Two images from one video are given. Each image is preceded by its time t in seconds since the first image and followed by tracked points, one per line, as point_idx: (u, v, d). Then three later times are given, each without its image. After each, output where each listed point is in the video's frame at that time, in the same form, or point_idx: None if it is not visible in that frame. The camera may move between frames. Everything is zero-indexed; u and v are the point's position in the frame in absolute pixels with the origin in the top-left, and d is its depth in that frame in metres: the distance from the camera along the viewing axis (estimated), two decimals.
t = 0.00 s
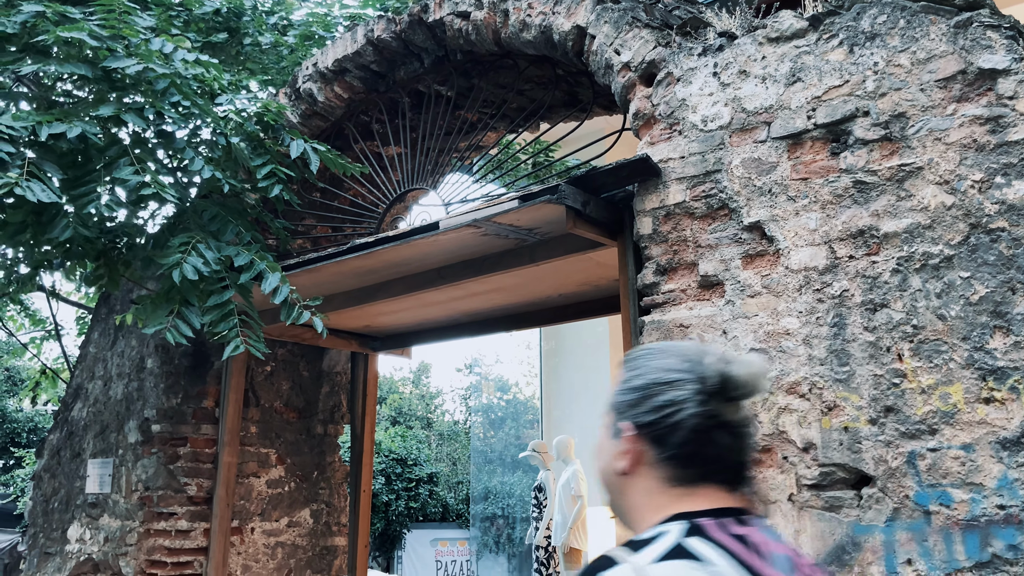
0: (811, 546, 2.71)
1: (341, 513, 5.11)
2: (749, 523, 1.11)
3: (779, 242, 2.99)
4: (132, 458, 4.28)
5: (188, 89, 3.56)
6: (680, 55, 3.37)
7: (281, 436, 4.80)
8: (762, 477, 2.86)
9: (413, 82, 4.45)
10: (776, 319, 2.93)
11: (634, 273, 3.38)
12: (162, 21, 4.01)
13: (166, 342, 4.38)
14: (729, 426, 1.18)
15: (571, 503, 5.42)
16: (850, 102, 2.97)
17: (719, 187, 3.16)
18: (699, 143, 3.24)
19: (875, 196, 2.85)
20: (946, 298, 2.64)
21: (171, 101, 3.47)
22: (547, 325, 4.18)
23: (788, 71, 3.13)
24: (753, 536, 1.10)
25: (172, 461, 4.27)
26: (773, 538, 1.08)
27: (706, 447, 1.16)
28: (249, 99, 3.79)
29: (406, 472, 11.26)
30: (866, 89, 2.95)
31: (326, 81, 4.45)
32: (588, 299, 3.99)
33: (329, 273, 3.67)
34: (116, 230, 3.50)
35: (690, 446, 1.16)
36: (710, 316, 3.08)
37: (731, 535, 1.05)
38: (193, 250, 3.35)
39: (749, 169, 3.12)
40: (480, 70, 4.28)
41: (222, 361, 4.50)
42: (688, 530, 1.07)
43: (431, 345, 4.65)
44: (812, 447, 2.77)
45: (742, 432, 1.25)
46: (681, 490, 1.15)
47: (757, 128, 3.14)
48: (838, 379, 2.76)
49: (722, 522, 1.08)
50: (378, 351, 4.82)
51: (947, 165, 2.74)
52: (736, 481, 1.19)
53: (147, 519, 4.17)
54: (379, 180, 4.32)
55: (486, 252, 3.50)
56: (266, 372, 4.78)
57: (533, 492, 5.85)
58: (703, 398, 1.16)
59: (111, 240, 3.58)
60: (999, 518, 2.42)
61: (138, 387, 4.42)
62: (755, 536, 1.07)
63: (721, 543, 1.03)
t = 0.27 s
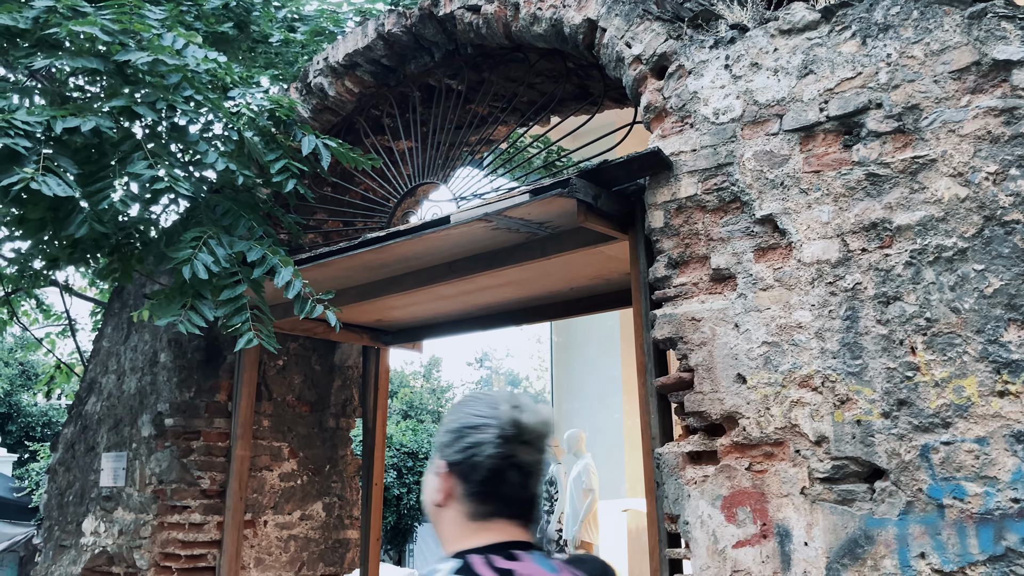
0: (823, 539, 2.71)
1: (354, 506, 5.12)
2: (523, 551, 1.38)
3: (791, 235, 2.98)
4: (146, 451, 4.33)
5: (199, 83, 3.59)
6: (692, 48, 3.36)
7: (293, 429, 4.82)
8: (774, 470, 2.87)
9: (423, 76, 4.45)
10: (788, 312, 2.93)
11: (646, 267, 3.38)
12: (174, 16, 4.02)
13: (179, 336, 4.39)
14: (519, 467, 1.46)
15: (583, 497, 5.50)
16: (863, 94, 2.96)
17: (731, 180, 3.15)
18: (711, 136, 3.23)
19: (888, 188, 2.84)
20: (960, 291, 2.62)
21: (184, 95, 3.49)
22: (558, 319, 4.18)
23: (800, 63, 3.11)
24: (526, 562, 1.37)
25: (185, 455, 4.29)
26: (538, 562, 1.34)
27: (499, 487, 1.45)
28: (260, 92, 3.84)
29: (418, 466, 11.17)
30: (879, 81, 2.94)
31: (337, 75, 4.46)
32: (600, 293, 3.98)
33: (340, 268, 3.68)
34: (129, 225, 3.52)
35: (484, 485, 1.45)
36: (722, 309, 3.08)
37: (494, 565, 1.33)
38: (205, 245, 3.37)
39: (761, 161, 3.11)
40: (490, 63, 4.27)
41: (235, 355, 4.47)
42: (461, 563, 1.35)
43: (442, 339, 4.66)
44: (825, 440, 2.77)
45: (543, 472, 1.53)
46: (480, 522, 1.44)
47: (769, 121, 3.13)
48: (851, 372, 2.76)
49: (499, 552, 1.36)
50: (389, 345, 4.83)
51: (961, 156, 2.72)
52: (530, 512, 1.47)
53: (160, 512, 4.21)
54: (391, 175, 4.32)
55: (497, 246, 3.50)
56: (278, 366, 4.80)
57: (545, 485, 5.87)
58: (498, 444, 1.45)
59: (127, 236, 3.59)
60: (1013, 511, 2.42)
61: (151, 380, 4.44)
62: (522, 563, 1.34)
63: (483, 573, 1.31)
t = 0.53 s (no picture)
0: (839, 530, 2.70)
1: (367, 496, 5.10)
2: (379, 515, 1.58)
3: (808, 225, 2.96)
4: (162, 442, 4.35)
5: (214, 74, 3.59)
6: (707, 37, 3.34)
7: (308, 420, 4.81)
8: (790, 461, 2.86)
9: (437, 67, 4.45)
10: (804, 303, 2.92)
11: (660, 258, 3.37)
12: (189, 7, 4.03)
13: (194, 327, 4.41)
14: (389, 447, 1.67)
15: (596, 488, 5.49)
16: (881, 83, 2.93)
17: (746, 170, 3.13)
18: (726, 125, 3.21)
19: (906, 177, 2.81)
20: (979, 281, 2.60)
21: (199, 86, 3.50)
22: (572, 310, 4.16)
23: (817, 51, 3.09)
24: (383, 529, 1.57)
25: (201, 446, 4.30)
26: (392, 528, 1.55)
27: (369, 462, 1.65)
28: (274, 83, 3.77)
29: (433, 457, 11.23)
30: (897, 69, 2.91)
31: (351, 67, 4.46)
32: (615, 283, 3.96)
33: (354, 259, 3.68)
34: (145, 215, 3.53)
35: (358, 460, 1.65)
36: (738, 300, 3.06)
37: (350, 525, 1.53)
38: (220, 239, 3.38)
39: (777, 151, 3.09)
40: (504, 54, 4.25)
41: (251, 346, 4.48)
42: (321, 520, 1.55)
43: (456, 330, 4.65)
44: (841, 431, 2.76)
45: (412, 453, 1.73)
46: (351, 491, 1.64)
47: (786, 110, 3.10)
48: (868, 362, 2.75)
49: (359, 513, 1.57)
50: (403, 336, 4.82)
51: (981, 145, 2.69)
52: (396, 488, 1.67)
53: (176, 502, 4.24)
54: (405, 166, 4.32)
55: (511, 237, 3.49)
56: (293, 357, 4.76)
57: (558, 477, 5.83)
58: (371, 428, 1.66)
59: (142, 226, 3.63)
60: None
61: (167, 371, 4.46)
62: (376, 527, 1.54)
63: (339, 532, 1.51)
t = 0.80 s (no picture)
0: (859, 518, 2.70)
1: (385, 484, 5.04)
2: (313, 523, 1.81)
3: (828, 212, 2.95)
4: (182, 429, 4.39)
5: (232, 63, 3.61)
6: (726, 23, 3.32)
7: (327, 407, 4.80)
8: (809, 449, 2.86)
9: (454, 55, 4.44)
10: (824, 290, 2.91)
11: (679, 245, 3.35)
12: None
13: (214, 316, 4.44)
14: (323, 462, 1.91)
15: (613, 475, 5.47)
16: (903, 68, 2.90)
17: (766, 157, 3.12)
18: (745, 112, 3.19)
19: (928, 163, 2.79)
20: (1002, 268, 2.58)
21: (219, 73, 3.52)
22: (590, 299, 4.15)
23: (838, 36, 3.06)
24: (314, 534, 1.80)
25: (221, 433, 4.37)
26: (323, 534, 1.78)
27: (307, 475, 1.88)
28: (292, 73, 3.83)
29: (449, 445, 11.58)
30: (919, 54, 2.88)
31: (368, 55, 4.46)
32: (634, 272, 3.94)
33: (373, 248, 3.70)
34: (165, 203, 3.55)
35: (297, 473, 1.88)
36: (757, 287, 3.05)
37: (286, 532, 1.75)
38: (241, 227, 3.40)
39: (797, 137, 3.07)
40: (521, 41, 4.24)
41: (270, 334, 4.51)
42: (262, 526, 1.77)
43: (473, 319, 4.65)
44: (861, 419, 2.75)
45: (343, 469, 1.98)
46: (290, 501, 1.87)
47: (805, 96, 3.08)
48: (888, 350, 2.73)
49: (295, 519, 1.79)
50: (421, 325, 4.82)
51: (1005, 130, 2.66)
52: (330, 498, 1.90)
53: (197, 488, 4.30)
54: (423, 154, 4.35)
55: (529, 225, 3.48)
56: (311, 345, 4.76)
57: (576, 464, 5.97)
58: (308, 446, 1.90)
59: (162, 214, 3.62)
60: None
61: (187, 359, 4.49)
62: (309, 533, 1.77)
63: (277, 538, 1.73)
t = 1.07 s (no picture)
0: (881, 503, 2.69)
1: (406, 468, 4.98)
2: (270, 485, 2.12)
3: (851, 195, 2.92)
4: (204, 413, 4.37)
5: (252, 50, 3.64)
6: (748, 5, 3.28)
7: (348, 392, 4.72)
8: (830, 434, 2.84)
9: (473, 40, 4.42)
10: (847, 275, 2.88)
11: (700, 230, 3.34)
12: None
13: (235, 301, 4.38)
14: (275, 428, 2.20)
15: (632, 461, 5.58)
16: (928, 49, 2.86)
17: (788, 140, 3.09)
18: (767, 95, 3.16)
19: (953, 146, 2.75)
20: None
21: (239, 60, 3.54)
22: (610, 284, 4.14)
23: (862, 18, 3.02)
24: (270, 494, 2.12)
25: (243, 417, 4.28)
26: (280, 495, 2.10)
27: (261, 440, 2.17)
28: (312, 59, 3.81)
29: (468, 429, 12.11)
30: (946, 35, 2.84)
31: (386, 40, 4.43)
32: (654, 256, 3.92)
33: (392, 234, 3.71)
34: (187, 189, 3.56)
35: (252, 439, 2.16)
36: (779, 272, 3.03)
37: (247, 494, 2.06)
38: (261, 210, 3.40)
39: (819, 120, 3.04)
40: (540, 25, 4.22)
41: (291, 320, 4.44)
42: (227, 489, 2.07)
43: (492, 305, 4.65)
44: (884, 404, 2.73)
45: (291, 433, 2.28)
46: (248, 463, 2.16)
47: (828, 79, 3.05)
48: (912, 335, 2.71)
49: (256, 482, 2.11)
50: (440, 311, 4.82)
51: None
52: (282, 459, 2.20)
53: (219, 473, 4.22)
54: (441, 141, 4.39)
55: (548, 210, 3.47)
56: (333, 331, 4.69)
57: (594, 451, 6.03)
58: (261, 415, 2.18)
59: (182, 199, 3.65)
60: None
61: (209, 344, 4.47)
62: (267, 495, 2.09)
63: (238, 498, 2.04)
